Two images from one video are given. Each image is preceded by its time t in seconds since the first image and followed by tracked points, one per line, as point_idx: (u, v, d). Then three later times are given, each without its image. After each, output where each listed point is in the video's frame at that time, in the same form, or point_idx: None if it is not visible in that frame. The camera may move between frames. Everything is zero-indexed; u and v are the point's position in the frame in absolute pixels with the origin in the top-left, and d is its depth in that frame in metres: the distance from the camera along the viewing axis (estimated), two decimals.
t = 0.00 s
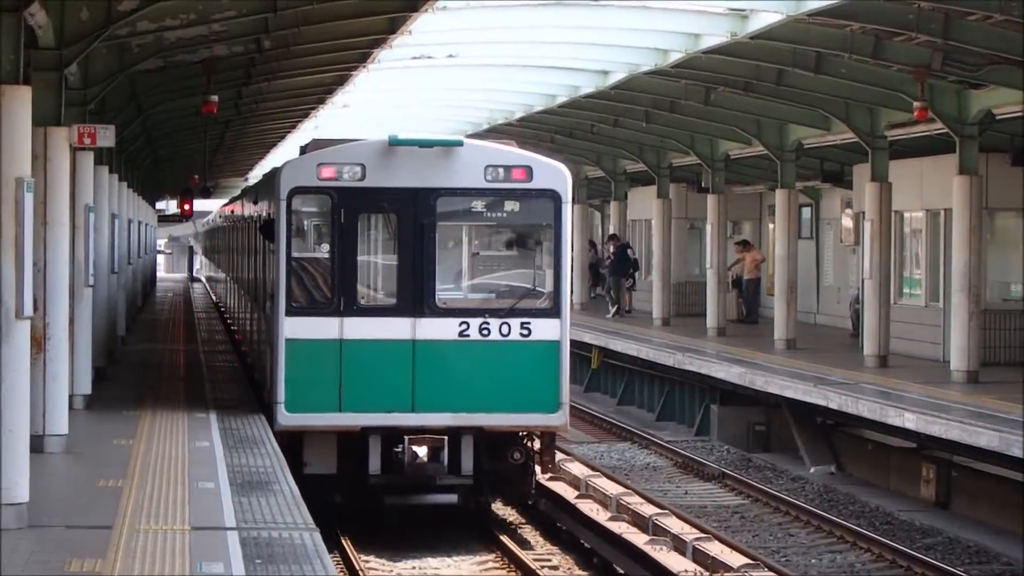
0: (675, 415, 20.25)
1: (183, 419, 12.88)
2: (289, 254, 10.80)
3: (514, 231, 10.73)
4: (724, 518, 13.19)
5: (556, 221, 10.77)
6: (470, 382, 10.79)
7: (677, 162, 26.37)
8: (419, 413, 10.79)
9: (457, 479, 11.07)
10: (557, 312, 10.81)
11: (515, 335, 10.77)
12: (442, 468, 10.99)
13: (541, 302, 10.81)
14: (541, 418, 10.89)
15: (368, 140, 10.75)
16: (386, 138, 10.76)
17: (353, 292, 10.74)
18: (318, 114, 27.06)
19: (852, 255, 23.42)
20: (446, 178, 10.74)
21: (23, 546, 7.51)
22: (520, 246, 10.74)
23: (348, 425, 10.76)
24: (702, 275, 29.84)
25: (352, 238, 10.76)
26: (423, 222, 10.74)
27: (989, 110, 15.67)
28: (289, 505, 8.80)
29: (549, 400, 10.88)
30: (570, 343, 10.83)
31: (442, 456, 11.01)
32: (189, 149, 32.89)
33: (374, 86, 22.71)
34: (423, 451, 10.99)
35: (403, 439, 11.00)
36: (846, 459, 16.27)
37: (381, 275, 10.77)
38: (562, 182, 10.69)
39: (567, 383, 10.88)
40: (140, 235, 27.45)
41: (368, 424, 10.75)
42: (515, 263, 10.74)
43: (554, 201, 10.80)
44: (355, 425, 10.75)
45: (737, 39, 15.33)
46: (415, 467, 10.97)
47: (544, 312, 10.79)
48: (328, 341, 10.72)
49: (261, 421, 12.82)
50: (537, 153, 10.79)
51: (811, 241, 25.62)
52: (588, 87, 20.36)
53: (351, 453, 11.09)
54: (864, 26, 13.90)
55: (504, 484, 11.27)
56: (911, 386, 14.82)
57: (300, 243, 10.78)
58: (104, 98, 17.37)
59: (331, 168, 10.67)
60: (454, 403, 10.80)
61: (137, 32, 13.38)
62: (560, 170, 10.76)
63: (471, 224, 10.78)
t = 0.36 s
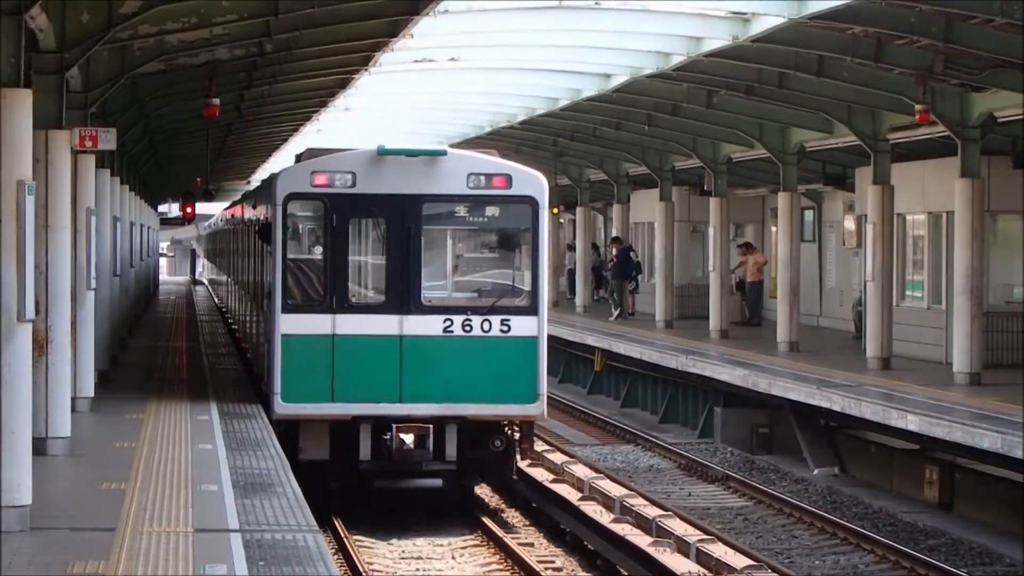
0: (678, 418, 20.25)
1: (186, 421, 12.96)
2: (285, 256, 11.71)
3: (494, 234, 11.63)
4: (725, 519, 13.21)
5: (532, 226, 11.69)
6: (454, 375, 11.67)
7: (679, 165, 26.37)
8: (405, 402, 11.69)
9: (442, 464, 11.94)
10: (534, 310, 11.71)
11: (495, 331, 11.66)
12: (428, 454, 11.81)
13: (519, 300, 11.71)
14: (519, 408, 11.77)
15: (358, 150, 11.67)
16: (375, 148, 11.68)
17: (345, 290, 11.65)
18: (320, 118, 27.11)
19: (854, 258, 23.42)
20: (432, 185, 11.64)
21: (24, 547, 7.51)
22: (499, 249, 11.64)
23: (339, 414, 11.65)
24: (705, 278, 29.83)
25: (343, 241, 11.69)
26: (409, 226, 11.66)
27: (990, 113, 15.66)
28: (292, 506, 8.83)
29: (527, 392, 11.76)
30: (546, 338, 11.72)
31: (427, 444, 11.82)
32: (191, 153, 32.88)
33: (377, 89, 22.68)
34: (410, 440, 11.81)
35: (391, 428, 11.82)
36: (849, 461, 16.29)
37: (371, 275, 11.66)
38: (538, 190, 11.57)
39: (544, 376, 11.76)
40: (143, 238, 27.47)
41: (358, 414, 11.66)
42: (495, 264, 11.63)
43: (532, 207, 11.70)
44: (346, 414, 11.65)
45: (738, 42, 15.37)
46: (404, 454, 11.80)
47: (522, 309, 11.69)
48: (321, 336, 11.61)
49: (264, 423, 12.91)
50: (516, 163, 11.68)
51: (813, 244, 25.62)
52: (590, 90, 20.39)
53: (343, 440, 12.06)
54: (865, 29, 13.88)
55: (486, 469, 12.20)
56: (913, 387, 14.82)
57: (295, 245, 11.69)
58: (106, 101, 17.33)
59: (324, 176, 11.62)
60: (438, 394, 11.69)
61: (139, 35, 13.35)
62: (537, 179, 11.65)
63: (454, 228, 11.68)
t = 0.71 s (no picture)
0: (675, 418, 20.25)
1: (183, 421, 12.99)
2: (276, 256, 12.87)
3: (470, 238, 12.77)
4: (723, 520, 13.21)
5: (506, 229, 12.82)
6: (432, 366, 12.85)
7: (676, 167, 26.36)
8: (388, 390, 12.88)
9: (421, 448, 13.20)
10: (508, 306, 12.87)
11: (471, 325, 12.82)
12: (409, 439, 13.19)
13: (494, 297, 12.85)
14: (494, 397, 12.97)
15: (343, 158, 12.79)
16: (359, 155, 12.80)
17: (332, 288, 12.82)
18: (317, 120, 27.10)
19: (850, 259, 23.44)
20: (412, 191, 12.77)
21: (20, 548, 7.48)
22: (475, 251, 12.77)
23: (328, 400, 12.84)
24: (701, 279, 29.85)
25: (330, 243, 12.83)
26: (391, 229, 12.78)
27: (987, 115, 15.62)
28: (289, 506, 8.87)
29: (501, 382, 12.96)
30: (519, 333, 12.86)
31: (409, 429, 13.23)
32: (187, 155, 32.82)
33: (373, 91, 22.66)
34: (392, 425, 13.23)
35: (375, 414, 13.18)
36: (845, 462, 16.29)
37: (357, 274, 12.82)
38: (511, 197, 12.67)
39: (517, 367, 12.94)
40: (138, 240, 27.36)
41: (346, 402, 12.86)
42: (472, 265, 12.77)
43: (506, 212, 12.83)
44: (334, 401, 12.83)
45: (734, 45, 15.33)
46: (385, 439, 13.25)
47: (496, 305, 12.84)
48: (310, 329, 12.78)
49: (260, 424, 13.00)
50: (491, 170, 12.79)
51: (810, 245, 25.64)
52: (586, 93, 20.41)
53: (328, 426, 13.22)
54: (863, 32, 13.87)
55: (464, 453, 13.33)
56: (911, 388, 14.83)
57: (285, 246, 12.82)
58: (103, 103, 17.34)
59: (312, 182, 12.75)
60: (418, 383, 12.88)
61: (136, 38, 13.38)
62: (511, 185, 12.77)
63: (433, 231, 12.82)
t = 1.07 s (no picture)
0: (665, 427, 20.24)
1: (172, 429, 12.98)
2: (258, 264, 13.97)
3: (439, 247, 13.77)
4: (713, 529, 13.21)
5: (473, 238, 13.83)
6: (405, 367, 13.87)
7: (664, 177, 26.40)
8: (363, 390, 13.91)
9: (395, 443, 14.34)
10: (475, 310, 13.91)
11: (440, 329, 13.86)
12: (383, 434, 14.33)
13: (462, 302, 13.89)
14: (463, 396, 13.99)
15: (320, 173, 13.89)
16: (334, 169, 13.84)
17: (311, 294, 13.89)
18: (306, 130, 27.10)
19: (839, 269, 23.48)
20: (384, 202, 13.77)
21: (14, 557, 7.44)
22: (444, 260, 13.80)
23: (307, 398, 13.91)
24: (690, 289, 29.86)
25: (308, 252, 13.91)
26: (365, 239, 13.83)
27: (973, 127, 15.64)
28: (279, 516, 8.87)
29: (470, 382, 13.99)
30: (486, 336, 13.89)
31: (383, 425, 14.38)
32: (176, 165, 32.74)
33: (360, 102, 22.65)
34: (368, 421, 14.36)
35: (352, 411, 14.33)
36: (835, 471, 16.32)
37: (334, 281, 13.86)
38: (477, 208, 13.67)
39: (484, 368, 13.99)
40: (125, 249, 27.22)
41: (324, 400, 13.92)
42: (442, 273, 13.79)
43: (473, 221, 13.84)
44: (312, 399, 13.91)
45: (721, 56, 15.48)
46: (361, 436, 14.35)
47: (465, 309, 13.88)
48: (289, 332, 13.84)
49: (248, 434, 13.00)
50: (458, 183, 13.79)
51: (798, 255, 25.68)
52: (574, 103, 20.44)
53: (308, 423, 14.29)
54: (851, 43, 13.89)
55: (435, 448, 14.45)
56: (900, 398, 14.84)
57: (266, 255, 13.95)
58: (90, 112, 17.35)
59: (291, 195, 13.87)
60: (392, 383, 13.92)
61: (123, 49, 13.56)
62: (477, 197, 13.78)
63: (404, 240, 13.85)
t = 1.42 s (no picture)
0: (658, 437, 20.23)
1: (165, 439, 12.99)
2: (244, 273, 15.17)
3: (414, 258, 15.05)
4: (706, 538, 13.23)
5: (445, 249, 15.10)
6: (382, 369, 15.11)
7: (654, 187, 26.44)
8: (343, 390, 15.15)
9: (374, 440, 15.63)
10: (447, 316, 15.17)
11: (416, 333, 15.11)
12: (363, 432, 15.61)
13: (435, 308, 15.14)
14: (438, 396, 15.24)
15: (302, 189, 15.14)
16: (316, 185, 15.13)
17: (294, 301, 15.13)
18: (297, 140, 27.16)
19: (831, 278, 23.52)
20: (362, 216, 15.06)
21: (8, 566, 7.41)
22: (419, 269, 15.07)
23: (290, 398, 15.14)
24: (681, 298, 29.90)
25: (291, 263, 15.12)
26: (345, 250, 15.10)
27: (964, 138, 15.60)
28: (273, 527, 8.87)
29: (444, 384, 15.24)
30: (458, 340, 15.14)
31: (363, 423, 15.69)
32: (167, 175, 32.72)
33: (350, 113, 22.66)
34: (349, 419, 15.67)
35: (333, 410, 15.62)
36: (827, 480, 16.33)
37: (316, 289, 15.09)
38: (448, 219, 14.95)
39: (457, 370, 15.23)
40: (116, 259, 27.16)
41: (307, 400, 15.15)
42: (416, 280, 15.08)
43: (445, 233, 15.13)
44: (296, 400, 15.13)
45: (711, 66, 15.56)
46: (342, 433, 15.64)
47: (437, 315, 15.12)
48: (274, 336, 15.10)
49: (241, 443, 13.01)
50: (431, 197, 15.07)
51: (790, 265, 25.72)
52: (565, 113, 20.52)
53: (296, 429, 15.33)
54: (839, 52, 13.91)
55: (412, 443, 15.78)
56: (893, 407, 14.88)
57: (251, 265, 15.15)
58: (82, 122, 17.34)
59: (275, 209, 15.14)
60: (370, 383, 15.15)
61: (112, 59, 13.57)
62: (449, 210, 15.07)
63: (381, 251, 15.12)
